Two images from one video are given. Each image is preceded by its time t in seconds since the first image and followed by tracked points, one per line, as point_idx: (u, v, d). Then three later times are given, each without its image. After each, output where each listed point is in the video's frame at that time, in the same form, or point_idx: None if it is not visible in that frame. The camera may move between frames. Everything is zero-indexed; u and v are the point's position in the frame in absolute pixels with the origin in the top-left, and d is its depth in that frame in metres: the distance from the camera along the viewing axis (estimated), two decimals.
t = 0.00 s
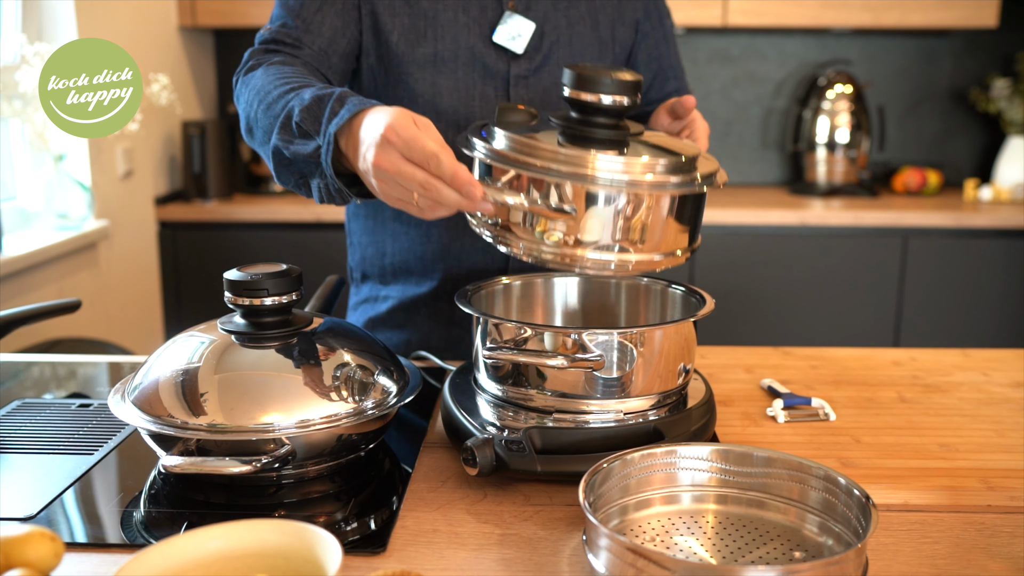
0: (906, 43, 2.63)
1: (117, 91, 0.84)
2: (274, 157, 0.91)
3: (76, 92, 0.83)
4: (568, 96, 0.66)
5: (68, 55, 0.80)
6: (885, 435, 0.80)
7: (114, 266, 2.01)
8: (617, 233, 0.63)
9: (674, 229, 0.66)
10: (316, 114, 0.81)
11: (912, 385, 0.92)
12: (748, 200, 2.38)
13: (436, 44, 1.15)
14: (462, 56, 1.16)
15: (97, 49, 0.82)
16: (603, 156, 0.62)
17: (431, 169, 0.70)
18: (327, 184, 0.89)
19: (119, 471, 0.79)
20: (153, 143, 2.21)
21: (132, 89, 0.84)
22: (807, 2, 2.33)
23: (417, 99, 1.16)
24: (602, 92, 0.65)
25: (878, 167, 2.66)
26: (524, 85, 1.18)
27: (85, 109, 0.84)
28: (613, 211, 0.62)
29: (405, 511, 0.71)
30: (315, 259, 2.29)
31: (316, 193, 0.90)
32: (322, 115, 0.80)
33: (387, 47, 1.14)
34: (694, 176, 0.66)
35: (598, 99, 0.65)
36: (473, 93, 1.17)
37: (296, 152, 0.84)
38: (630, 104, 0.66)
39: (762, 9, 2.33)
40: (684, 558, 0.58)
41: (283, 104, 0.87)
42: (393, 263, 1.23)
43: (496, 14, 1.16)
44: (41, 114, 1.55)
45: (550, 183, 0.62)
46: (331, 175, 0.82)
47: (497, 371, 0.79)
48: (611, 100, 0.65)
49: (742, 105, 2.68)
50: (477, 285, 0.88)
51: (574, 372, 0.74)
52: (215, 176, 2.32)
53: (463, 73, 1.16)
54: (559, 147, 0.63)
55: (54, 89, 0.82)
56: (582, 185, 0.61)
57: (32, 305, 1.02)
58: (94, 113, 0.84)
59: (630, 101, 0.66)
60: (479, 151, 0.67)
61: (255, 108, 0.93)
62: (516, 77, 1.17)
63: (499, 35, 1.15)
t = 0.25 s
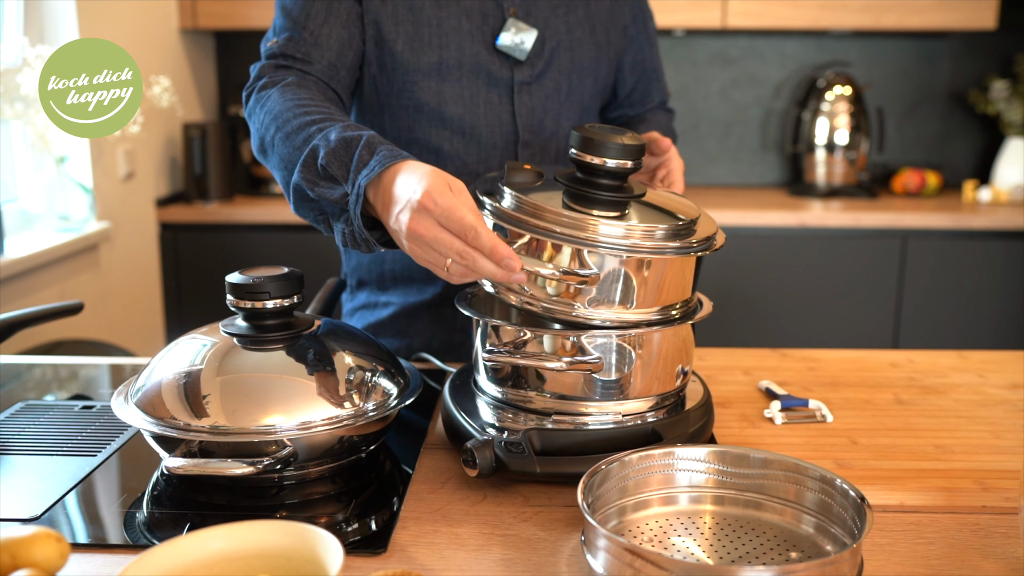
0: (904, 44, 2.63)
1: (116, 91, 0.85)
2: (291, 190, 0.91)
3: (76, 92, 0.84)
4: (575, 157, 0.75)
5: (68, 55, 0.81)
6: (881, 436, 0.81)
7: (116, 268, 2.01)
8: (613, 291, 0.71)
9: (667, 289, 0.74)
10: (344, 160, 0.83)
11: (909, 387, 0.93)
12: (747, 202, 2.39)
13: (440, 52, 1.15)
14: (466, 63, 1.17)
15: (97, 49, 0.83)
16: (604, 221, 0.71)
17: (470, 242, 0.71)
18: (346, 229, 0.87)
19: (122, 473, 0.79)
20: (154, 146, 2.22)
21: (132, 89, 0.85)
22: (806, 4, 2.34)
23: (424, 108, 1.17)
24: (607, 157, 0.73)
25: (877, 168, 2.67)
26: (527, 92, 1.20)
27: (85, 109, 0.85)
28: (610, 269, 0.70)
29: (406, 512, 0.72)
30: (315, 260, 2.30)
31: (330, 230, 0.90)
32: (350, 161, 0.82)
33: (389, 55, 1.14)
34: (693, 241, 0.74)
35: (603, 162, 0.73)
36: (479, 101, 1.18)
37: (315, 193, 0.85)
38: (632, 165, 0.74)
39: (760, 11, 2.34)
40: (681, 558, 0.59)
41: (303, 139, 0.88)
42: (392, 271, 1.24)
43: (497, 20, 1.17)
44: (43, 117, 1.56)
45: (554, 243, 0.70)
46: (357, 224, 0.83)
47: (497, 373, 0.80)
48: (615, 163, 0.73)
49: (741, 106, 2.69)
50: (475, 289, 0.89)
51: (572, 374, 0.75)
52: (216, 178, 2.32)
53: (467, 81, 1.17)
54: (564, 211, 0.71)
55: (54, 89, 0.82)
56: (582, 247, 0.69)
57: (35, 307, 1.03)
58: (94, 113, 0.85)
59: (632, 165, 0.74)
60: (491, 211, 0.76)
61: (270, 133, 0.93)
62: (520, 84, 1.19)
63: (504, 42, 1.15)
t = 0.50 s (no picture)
0: (902, 46, 2.64)
1: (116, 91, 0.86)
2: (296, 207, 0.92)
3: (76, 92, 0.85)
4: (554, 179, 0.78)
5: (68, 56, 0.82)
6: (875, 435, 0.82)
7: (117, 268, 2.03)
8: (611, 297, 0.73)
9: (665, 291, 0.75)
10: (351, 181, 0.84)
11: (903, 386, 0.94)
12: (745, 203, 2.40)
13: (438, 57, 1.16)
14: (463, 69, 1.17)
15: (96, 49, 0.84)
16: (593, 231, 0.72)
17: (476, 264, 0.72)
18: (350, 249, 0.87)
19: (123, 471, 0.80)
20: (155, 146, 2.23)
21: (132, 89, 0.86)
22: (803, 6, 2.35)
23: (422, 113, 1.18)
24: (586, 173, 0.76)
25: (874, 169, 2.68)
26: (524, 96, 1.21)
27: (85, 109, 0.86)
28: (605, 277, 0.72)
29: (404, 510, 0.73)
30: (315, 261, 2.31)
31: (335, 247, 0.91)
32: (356, 182, 0.84)
33: (388, 61, 1.15)
34: (680, 239, 0.75)
35: (582, 179, 0.76)
36: (476, 106, 1.19)
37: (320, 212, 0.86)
38: (611, 179, 0.77)
39: (758, 12, 2.35)
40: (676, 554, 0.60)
41: (309, 157, 0.89)
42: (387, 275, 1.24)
43: (493, 25, 1.18)
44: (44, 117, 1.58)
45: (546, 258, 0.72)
46: (363, 245, 0.83)
47: (495, 373, 0.81)
48: (595, 179, 0.76)
49: (739, 107, 2.70)
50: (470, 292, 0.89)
51: (569, 373, 0.76)
52: (216, 179, 2.33)
53: (465, 86, 1.18)
54: (553, 228, 0.73)
55: (54, 89, 0.84)
56: (574, 259, 0.71)
57: (37, 307, 1.04)
58: (94, 112, 0.86)
59: (611, 178, 0.77)
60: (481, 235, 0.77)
61: (276, 147, 0.94)
62: (516, 88, 1.20)
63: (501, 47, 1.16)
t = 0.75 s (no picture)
0: (899, 46, 2.66)
1: (116, 91, 0.87)
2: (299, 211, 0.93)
3: (76, 92, 0.86)
4: (548, 184, 0.79)
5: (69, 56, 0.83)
6: (867, 433, 0.83)
7: (118, 268, 2.04)
8: (605, 299, 0.74)
9: (658, 293, 0.76)
10: (351, 191, 0.85)
11: (895, 384, 0.95)
12: (743, 203, 2.41)
13: (433, 59, 1.17)
14: (458, 69, 1.18)
15: (96, 50, 0.85)
16: (587, 233, 0.73)
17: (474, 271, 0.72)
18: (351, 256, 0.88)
19: (125, 468, 0.81)
20: (155, 147, 2.24)
21: (132, 89, 0.87)
22: (800, 6, 2.36)
23: (418, 114, 1.19)
24: (580, 177, 0.77)
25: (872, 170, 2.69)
26: (518, 98, 1.22)
27: (85, 109, 0.87)
28: (599, 279, 0.73)
29: (402, 506, 0.74)
30: (314, 261, 2.32)
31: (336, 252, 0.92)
32: (356, 193, 0.84)
33: (387, 63, 1.16)
34: (672, 242, 0.77)
35: (576, 184, 0.78)
36: (470, 107, 1.20)
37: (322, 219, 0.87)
38: (605, 183, 0.78)
39: (755, 13, 2.36)
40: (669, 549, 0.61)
41: (312, 163, 0.90)
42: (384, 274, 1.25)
43: (488, 27, 1.19)
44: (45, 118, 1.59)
45: (542, 261, 0.73)
46: (359, 253, 0.84)
47: (491, 372, 0.82)
48: (588, 183, 0.77)
49: (737, 108, 2.71)
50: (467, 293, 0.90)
51: (564, 372, 0.77)
52: (216, 179, 2.34)
53: (460, 86, 1.19)
54: (547, 232, 0.74)
55: (54, 89, 0.85)
56: (569, 262, 0.72)
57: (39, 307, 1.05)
58: (94, 113, 0.87)
59: (604, 183, 0.78)
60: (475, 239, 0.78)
61: (281, 149, 0.96)
62: (510, 89, 1.21)
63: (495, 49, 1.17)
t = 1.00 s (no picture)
0: (897, 47, 2.67)
1: (116, 91, 0.88)
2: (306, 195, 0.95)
3: (76, 92, 0.88)
4: (545, 184, 0.80)
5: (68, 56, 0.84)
6: (860, 429, 0.84)
7: (119, 267, 2.04)
8: (601, 297, 0.75)
9: (653, 291, 0.77)
10: (352, 144, 0.88)
11: (889, 382, 0.96)
12: (742, 203, 2.42)
13: (432, 57, 1.19)
14: (457, 69, 1.20)
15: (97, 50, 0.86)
16: (584, 232, 0.74)
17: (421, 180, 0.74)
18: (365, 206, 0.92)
19: (127, 464, 0.82)
20: (157, 147, 2.25)
21: (132, 89, 0.88)
22: (799, 7, 2.37)
23: (417, 112, 1.20)
24: (577, 177, 0.78)
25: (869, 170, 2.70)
26: (517, 95, 1.23)
27: (85, 109, 0.88)
28: (595, 278, 0.74)
29: (401, 502, 0.75)
30: (314, 260, 2.33)
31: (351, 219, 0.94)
32: (358, 145, 0.87)
33: (383, 64, 1.18)
34: (668, 240, 0.78)
35: (574, 183, 0.78)
36: (469, 103, 1.21)
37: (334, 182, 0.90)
38: (601, 183, 0.79)
39: (753, 14, 2.37)
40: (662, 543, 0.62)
41: (312, 146, 0.93)
42: (388, 271, 1.27)
43: (487, 26, 1.20)
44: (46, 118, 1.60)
45: (538, 261, 0.74)
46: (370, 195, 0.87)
47: (489, 369, 0.83)
48: (585, 183, 0.78)
49: (735, 108, 2.72)
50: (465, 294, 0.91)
51: (561, 369, 0.78)
52: (217, 179, 2.35)
53: (458, 85, 1.20)
54: (544, 231, 0.75)
55: (54, 89, 0.86)
56: (565, 260, 0.73)
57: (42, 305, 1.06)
58: (94, 113, 0.88)
59: (600, 182, 0.79)
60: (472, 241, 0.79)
61: (275, 154, 0.99)
62: (508, 87, 1.22)
63: (493, 46, 1.19)
